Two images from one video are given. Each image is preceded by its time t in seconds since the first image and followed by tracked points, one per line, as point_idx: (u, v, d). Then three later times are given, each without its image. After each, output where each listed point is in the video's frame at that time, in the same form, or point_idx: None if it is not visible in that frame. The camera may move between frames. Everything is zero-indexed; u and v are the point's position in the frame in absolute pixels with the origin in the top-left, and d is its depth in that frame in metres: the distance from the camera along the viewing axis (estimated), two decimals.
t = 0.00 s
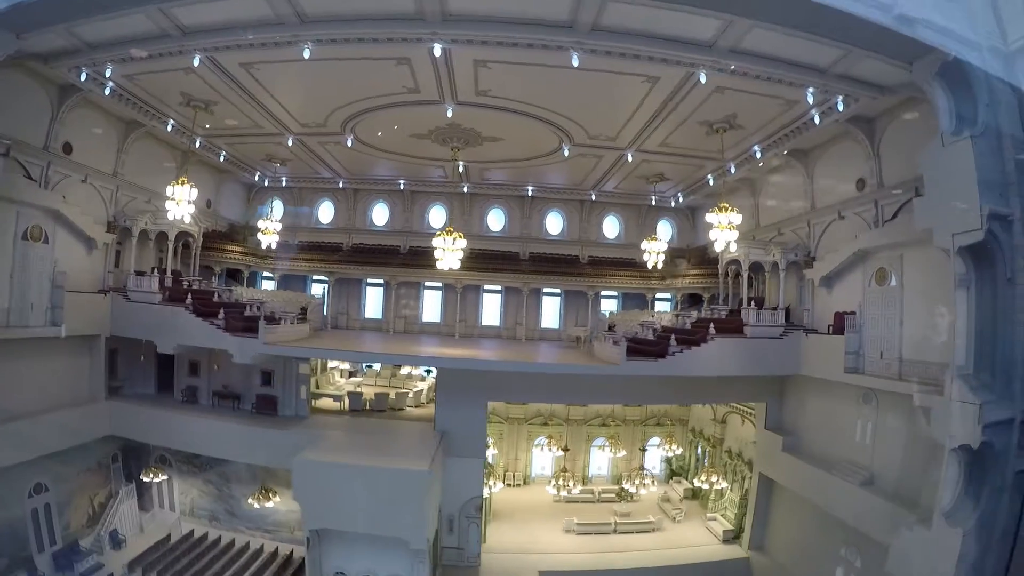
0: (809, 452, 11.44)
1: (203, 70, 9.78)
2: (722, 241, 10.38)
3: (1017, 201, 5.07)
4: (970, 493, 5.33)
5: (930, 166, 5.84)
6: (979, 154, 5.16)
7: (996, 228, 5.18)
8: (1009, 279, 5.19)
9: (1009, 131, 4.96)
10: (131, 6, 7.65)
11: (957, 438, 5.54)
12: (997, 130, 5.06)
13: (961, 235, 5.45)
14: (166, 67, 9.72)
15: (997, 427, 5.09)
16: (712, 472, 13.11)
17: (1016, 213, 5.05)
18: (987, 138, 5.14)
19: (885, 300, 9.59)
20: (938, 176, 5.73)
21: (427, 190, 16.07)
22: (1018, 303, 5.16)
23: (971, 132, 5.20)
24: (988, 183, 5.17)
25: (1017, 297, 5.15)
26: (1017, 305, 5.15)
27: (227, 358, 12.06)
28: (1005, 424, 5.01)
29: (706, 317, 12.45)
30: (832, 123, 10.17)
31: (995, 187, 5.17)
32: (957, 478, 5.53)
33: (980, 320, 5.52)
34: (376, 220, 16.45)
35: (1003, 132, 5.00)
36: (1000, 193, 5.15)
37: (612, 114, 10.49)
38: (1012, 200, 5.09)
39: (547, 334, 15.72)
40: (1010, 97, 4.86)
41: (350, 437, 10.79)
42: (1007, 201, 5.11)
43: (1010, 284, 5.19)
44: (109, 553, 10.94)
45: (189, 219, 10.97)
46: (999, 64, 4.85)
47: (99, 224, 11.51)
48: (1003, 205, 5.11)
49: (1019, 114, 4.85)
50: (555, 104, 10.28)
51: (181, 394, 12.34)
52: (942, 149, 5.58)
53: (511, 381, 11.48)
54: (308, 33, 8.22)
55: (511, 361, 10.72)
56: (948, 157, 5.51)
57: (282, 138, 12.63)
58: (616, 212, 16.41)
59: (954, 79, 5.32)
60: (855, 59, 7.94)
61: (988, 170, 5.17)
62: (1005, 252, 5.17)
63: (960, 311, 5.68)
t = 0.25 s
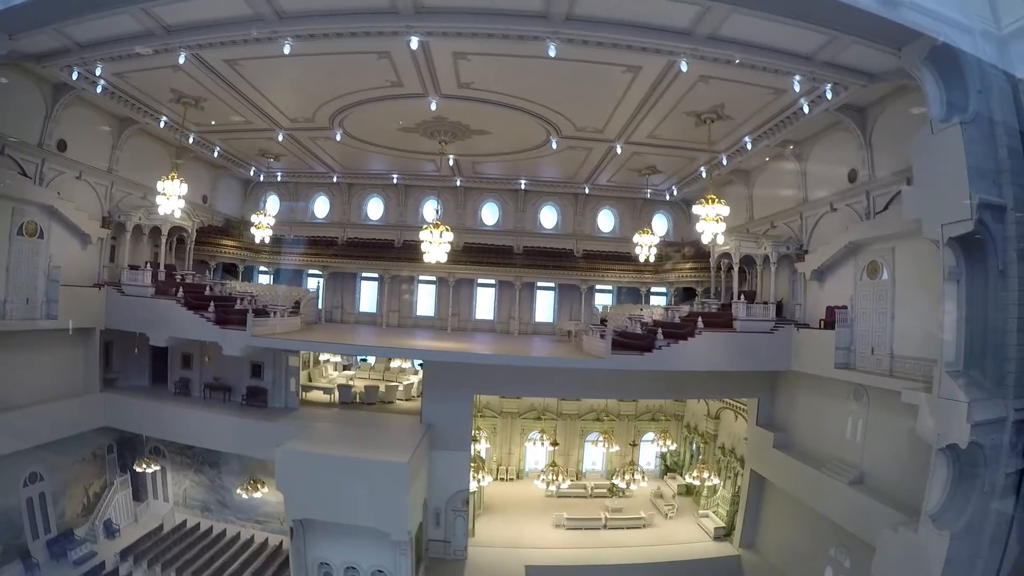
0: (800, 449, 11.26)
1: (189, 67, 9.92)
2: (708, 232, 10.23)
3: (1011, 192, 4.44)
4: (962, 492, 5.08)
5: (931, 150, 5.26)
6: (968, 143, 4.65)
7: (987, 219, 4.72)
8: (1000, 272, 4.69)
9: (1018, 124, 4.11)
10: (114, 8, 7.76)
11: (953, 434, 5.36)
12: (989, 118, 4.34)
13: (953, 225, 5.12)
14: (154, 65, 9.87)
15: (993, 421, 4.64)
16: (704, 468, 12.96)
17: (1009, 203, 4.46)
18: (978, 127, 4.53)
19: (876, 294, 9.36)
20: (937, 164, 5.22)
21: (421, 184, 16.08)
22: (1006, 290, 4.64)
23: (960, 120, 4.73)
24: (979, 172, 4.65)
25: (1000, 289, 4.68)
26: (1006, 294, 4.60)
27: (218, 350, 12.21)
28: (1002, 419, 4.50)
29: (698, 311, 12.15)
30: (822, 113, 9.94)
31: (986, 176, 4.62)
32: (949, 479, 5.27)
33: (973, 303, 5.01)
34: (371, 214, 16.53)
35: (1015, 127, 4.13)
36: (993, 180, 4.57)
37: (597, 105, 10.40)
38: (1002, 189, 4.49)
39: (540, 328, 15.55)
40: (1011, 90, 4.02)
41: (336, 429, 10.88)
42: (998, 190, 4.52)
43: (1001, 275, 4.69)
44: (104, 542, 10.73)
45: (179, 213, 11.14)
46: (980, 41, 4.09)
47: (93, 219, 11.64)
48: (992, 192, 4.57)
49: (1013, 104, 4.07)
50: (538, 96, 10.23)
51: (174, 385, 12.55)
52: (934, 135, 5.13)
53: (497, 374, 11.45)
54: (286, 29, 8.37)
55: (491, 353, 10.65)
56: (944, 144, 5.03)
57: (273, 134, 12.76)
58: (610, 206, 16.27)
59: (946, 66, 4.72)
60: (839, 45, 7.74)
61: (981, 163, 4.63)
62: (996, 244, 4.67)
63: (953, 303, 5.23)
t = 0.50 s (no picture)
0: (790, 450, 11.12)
1: (182, 62, 10.04)
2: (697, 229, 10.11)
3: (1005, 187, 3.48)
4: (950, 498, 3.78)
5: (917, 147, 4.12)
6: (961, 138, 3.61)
7: (978, 217, 3.61)
8: (991, 272, 3.54)
9: None
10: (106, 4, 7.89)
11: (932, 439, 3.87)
12: (982, 113, 3.44)
13: (944, 221, 3.82)
14: (147, 59, 10.00)
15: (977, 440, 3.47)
16: (695, 468, 12.87)
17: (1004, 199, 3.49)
18: (971, 122, 3.51)
19: (866, 294, 9.09)
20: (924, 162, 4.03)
21: (417, 179, 16.10)
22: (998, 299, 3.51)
23: (952, 115, 3.62)
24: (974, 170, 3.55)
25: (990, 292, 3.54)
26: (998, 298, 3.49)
27: (210, 342, 12.34)
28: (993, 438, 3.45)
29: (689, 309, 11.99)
30: (815, 109, 9.81)
31: (977, 172, 3.54)
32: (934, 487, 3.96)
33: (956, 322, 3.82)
34: (367, 209, 16.63)
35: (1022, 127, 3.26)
36: (984, 175, 3.52)
37: (586, 100, 10.36)
38: (999, 187, 3.49)
39: (534, 324, 15.48)
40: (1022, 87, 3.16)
41: (324, 421, 10.96)
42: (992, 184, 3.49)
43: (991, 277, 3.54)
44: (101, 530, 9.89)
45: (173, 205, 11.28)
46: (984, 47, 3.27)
47: (90, 212, 11.78)
48: (984, 188, 3.51)
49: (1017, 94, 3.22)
50: (525, 91, 10.22)
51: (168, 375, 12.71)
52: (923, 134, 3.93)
53: (485, 368, 11.46)
54: (273, 24, 8.48)
55: (482, 349, 10.66)
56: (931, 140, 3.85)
57: (267, 128, 12.88)
58: (607, 202, 16.16)
59: (939, 58, 3.81)
60: (827, 38, 7.63)
61: (973, 155, 3.55)
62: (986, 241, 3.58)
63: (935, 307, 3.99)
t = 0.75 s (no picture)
0: (785, 447, 11.00)
1: (174, 62, 10.13)
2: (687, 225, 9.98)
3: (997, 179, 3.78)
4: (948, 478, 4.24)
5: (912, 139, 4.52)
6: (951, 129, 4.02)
7: (971, 210, 4.01)
8: (983, 264, 3.99)
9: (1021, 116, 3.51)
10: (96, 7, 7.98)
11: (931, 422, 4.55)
12: (974, 104, 3.73)
13: (934, 215, 4.42)
14: (140, 61, 10.10)
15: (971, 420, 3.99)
16: (690, 466, 12.77)
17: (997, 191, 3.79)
18: (960, 114, 3.91)
19: (860, 289, 9.06)
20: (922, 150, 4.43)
21: (412, 177, 16.10)
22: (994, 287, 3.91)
23: (942, 105, 4.06)
24: (964, 162, 3.96)
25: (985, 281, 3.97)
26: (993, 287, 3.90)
27: (204, 340, 12.47)
28: (978, 417, 3.93)
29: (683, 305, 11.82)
30: (807, 102, 9.69)
31: (969, 164, 3.94)
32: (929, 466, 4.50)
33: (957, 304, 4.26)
34: (362, 207, 16.65)
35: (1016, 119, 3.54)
36: (976, 167, 3.91)
37: (575, 96, 10.33)
38: (990, 179, 3.82)
39: (529, 321, 15.36)
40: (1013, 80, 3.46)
41: (317, 418, 11.00)
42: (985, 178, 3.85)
43: (984, 269, 3.99)
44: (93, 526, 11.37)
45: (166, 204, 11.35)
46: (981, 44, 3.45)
47: (87, 212, 11.90)
48: (978, 182, 3.89)
49: (1008, 82, 3.53)
50: (513, 86, 10.19)
51: (164, 373, 12.84)
52: (914, 123, 4.44)
53: (476, 365, 11.45)
54: (259, 25, 8.55)
55: (474, 345, 10.63)
56: (925, 129, 4.32)
57: (260, 127, 12.97)
58: (603, 199, 16.11)
59: (927, 46, 4.10)
60: (815, 29, 7.53)
61: (966, 148, 3.93)
62: (979, 235, 4.01)
63: (931, 296, 4.55)
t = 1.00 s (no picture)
0: (778, 444, 10.92)
1: (162, 67, 10.20)
2: (675, 221, 9.91)
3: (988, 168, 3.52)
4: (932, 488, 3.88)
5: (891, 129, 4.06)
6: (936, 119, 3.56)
7: (959, 200, 3.71)
8: (973, 258, 3.67)
9: (1010, 104, 3.25)
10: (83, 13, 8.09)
11: (910, 433, 4.07)
12: (962, 93, 3.42)
13: (921, 206, 3.90)
14: (128, 66, 10.18)
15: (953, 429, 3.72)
16: (684, 463, 12.72)
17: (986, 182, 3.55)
18: (950, 103, 3.49)
19: (850, 283, 8.97)
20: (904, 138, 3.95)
21: (405, 177, 16.10)
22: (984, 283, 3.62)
23: (928, 95, 3.57)
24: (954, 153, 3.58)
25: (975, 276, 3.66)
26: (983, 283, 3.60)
27: (197, 342, 12.57)
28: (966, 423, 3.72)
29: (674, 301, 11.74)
30: (795, 94, 9.59)
31: (958, 154, 3.60)
32: (915, 479, 3.97)
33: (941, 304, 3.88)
34: (356, 208, 16.70)
35: (1005, 107, 3.29)
36: (965, 158, 3.57)
37: (561, 93, 10.29)
38: (980, 169, 3.55)
39: (524, 320, 15.46)
40: (1010, 67, 3.03)
41: (309, 417, 11.06)
42: (975, 167, 3.56)
43: (973, 262, 3.67)
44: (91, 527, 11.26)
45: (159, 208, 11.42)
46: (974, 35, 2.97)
47: (81, 216, 12.04)
48: (967, 172, 3.58)
49: (998, 71, 3.23)
50: (499, 84, 10.16)
51: (159, 374, 12.96)
52: (899, 113, 3.88)
53: (467, 364, 11.46)
54: (243, 28, 8.62)
55: (465, 344, 10.63)
56: (908, 121, 3.81)
57: (251, 130, 13.03)
58: (596, 196, 16.06)
59: (915, 36, 3.60)
60: (797, 20, 7.46)
61: (955, 139, 3.56)
62: (968, 227, 3.66)
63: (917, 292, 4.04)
